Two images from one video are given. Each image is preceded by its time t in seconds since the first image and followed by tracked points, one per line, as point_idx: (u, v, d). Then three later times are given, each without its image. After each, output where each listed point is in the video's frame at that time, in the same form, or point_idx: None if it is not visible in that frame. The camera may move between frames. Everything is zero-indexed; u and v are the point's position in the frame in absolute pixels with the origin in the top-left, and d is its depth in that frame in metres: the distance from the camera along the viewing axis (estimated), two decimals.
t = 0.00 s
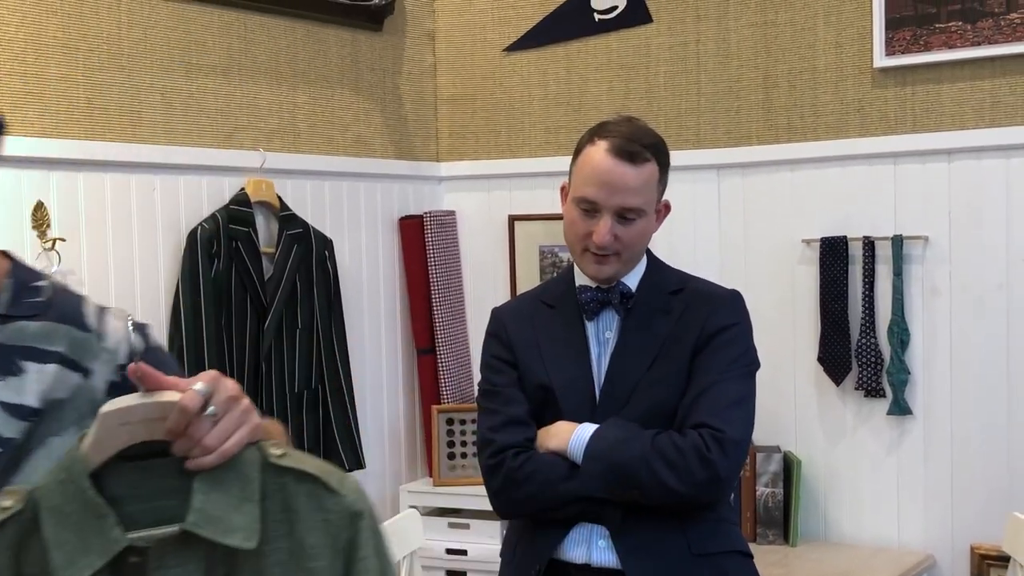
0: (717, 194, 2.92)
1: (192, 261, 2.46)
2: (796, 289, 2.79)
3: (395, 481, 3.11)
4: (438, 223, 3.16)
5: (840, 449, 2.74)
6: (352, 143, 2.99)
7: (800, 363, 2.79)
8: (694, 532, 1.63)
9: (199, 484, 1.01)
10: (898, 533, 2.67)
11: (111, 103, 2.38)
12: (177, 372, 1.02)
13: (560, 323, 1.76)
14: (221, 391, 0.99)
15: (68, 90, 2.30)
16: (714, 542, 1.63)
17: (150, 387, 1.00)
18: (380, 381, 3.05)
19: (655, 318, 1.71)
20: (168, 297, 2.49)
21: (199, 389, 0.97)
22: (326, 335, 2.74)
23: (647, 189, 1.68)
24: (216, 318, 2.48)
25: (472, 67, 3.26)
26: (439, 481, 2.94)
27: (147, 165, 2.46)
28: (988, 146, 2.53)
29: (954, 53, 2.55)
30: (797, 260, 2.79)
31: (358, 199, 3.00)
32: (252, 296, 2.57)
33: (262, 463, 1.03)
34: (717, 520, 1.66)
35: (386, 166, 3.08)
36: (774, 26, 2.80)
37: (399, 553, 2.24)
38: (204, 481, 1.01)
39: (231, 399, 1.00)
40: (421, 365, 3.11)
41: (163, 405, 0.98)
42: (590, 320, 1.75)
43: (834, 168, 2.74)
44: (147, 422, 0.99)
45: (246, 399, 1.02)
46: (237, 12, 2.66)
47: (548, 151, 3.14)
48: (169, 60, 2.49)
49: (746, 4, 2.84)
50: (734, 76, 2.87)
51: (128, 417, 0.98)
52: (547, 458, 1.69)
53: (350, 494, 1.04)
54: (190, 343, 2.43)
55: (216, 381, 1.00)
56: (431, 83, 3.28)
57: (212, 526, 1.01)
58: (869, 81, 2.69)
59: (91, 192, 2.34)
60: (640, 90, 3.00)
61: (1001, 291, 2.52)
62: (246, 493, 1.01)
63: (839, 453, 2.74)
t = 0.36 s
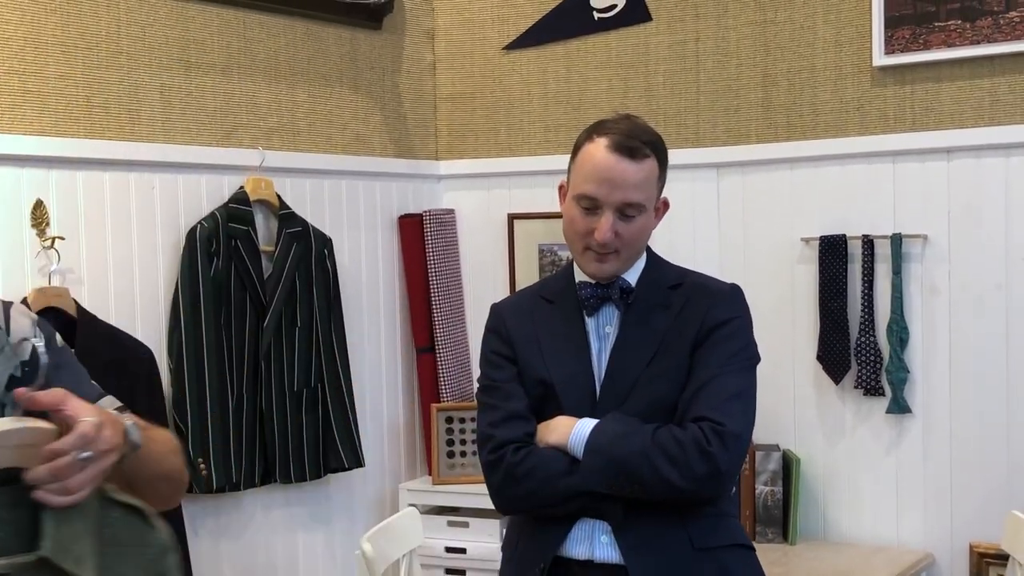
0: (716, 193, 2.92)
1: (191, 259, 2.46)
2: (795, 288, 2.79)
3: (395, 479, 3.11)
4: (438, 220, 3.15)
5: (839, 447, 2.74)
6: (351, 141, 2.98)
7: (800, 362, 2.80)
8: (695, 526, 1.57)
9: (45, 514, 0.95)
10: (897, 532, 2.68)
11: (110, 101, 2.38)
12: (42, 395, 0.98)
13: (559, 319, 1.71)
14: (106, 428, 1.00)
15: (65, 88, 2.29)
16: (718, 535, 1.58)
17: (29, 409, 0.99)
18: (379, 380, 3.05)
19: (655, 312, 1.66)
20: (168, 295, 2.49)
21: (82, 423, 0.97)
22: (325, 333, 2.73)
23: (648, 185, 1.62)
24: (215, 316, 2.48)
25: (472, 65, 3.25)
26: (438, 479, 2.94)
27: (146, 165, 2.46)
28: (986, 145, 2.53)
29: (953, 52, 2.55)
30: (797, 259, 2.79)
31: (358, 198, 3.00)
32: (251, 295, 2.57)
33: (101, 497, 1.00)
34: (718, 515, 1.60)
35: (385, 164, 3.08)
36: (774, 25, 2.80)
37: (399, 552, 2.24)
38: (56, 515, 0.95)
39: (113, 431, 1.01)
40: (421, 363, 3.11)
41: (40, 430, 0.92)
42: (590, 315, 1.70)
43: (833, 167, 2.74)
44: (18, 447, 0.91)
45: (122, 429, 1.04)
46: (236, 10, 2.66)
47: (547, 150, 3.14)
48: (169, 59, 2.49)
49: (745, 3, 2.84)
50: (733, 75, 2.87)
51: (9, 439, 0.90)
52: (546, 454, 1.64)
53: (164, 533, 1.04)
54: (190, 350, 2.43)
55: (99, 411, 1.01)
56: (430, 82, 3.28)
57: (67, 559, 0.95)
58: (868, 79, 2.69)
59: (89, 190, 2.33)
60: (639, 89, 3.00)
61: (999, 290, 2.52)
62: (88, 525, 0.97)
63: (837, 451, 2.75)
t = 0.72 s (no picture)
0: (715, 191, 2.92)
1: (191, 257, 2.46)
2: (795, 287, 2.79)
3: (395, 478, 3.11)
4: (437, 218, 3.15)
5: (839, 444, 2.74)
6: (351, 139, 2.98)
7: (799, 360, 2.80)
8: (706, 526, 1.51)
9: None
10: (896, 531, 2.68)
11: (110, 99, 2.38)
12: None
13: (563, 316, 1.65)
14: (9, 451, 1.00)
15: (65, 86, 2.29)
16: (730, 535, 1.51)
17: None
18: (379, 378, 3.05)
19: (662, 307, 1.60)
20: (168, 294, 2.48)
21: None
22: (325, 332, 2.73)
23: (663, 156, 1.59)
24: (215, 315, 2.48)
25: (472, 63, 3.25)
26: (438, 477, 2.93)
27: (146, 162, 2.45)
28: (986, 143, 2.53)
29: (953, 50, 2.54)
30: (796, 257, 2.79)
31: (357, 195, 3.00)
32: (251, 293, 2.57)
33: None
34: (728, 514, 1.53)
35: (385, 162, 3.08)
36: (774, 24, 2.80)
37: (399, 550, 2.25)
38: None
39: (22, 452, 1.02)
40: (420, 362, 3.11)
41: None
42: (598, 312, 1.64)
43: (833, 165, 2.74)
44: None
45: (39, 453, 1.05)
46: (236, 8, 2.66)
47: (547, 148, 3.14)
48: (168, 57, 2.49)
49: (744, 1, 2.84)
50: (732, 73, 2.87)
51: None
52: (555, 454, 1.58)
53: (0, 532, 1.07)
54: (190, 349, 2.43)
55: (16, 429, 1.01)
56: (430, 81, 3.27)
57: None
58: (868, 77, 2.69)
59: (88, 187, 2.33)
60: (639, 87, 3.00)
61: (998, 289, 2.52)
62: None
63: (837, 449, 2.75)
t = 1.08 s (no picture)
0: (715, 190, 2.93)
1: (191, 255, 2.45)
2: (794, 285, 2.80)
3: (395, 476, 3.11)
4: (437, 217, 3.14)
5: (839, 443, 2.75)
6: (351, 138, 2.98)
7: (799, 359, 2.80)
8: (731, 523, 1.48)
9: None
10: (895, 531, 2.68)
11: (110, 97, 2.38)
12: None
13: (564, 322, 1.63)
14: None
15: (64, 85, 2.29)
16: (751, 531, 1.48)
17: None
18: (379, 377, 3.04)
19: (665, 305, 1.57)
20: (167, 292, 2.48)
21: None
22: (324, 330, 2.73)
23: (648, 152, 1.57)
24: (215, 313, 2.48)
25: (472, 62, 3.25)
26: (438, 476, 2.93)
27: (146, 161, 2.45)
28: (986, 142, 2.53)
29: (953, 49, 2.54)
30: (796, 256, 2.79)
31: (357, 194, 3.00)
32: (251, 291, 2.57)
33: None
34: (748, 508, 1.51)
35: (385, 161, 3.08)
36: (774, 22, 2.80)
37: (398, 550, 2.25)
38: None
39: None
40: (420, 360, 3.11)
41: None
42: (597, 316, 1.61)
43: (833, 164, 2.74)
44: None
45: None
46: (236, 7, 2.66)
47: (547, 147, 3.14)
48: (168, 56, 2.49)
49: None
50: (732, 72, 2.87)
51: None
52: (572, 467, 1.54)
53: None
54: (190, 347, 2.43)
55: None
56: (430, 79, 3.27)
57: None
58: (867, 76, 2.69)
59: (89, 185, 2.33)
60: (639, 87, 3.00)
61: (998, 289, 2.52)
62: None
63: (837, 448, 2.75)
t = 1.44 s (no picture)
0: (715, 189, 2.92)
1: (191, 254, 2.45)
2: (794, 285, 2.80)
3: (394, 476, 3.11)
4: (437, 216, 3.14)
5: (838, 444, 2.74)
6: (351, 137, 2.98)
7: (799, 359, 2.80)
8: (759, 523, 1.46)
9: None
10: (896, 531, 2.68)
11: (110, 95, 2.38)
12: None
13: (558, 344, 1.57)
14: None
15: (65, 83, 2.29)
16: (777, 532, 1.46)
17: None
18: (378, 379, 3.04)
19: (663, 317, 1.52)
20: (167, 290, 2.48)
21: None
22: (324, 328, 2.73)
23: (605, 170, 1.50)
24: (215, 312, 2.48)
25: (472, 60, 3.25)
26: (438, 475, 2.93)
27: (146, 158, 2.45)
28: (987, 142, 2.53)
29: (953, 49, 2.54)
30: (797, 256, 2.79)
31: (357, 193, 3.00)
32: (250, 290, 2.57)
33: None
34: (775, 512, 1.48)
35: (385, 159, 3.08)
36: (774, 22, 2.80)
37: (399, 548, 2.25)
38: None
39: None
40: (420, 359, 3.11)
41: None
42: (590, 338, 1.56)
43: (832, 163, 2.74)
44: None
45: None
46: (237, 5, 2.66)
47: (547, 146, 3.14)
48: (168, 53, 2.49)
49: None
50: (732, 71, 2.87)
51: None
52: (598, 503, 1.49)
53: None
54: (190, 346, 2.43)
55: None
56: (430, 78, 3.27)
57: None
58: (868, 75, 2.69)
59: (89, 183, 2.33)
60: (639, 86, 3.00)
61: (999, 289, 2.52)
62: None
63: (837, 449, 2.75)
